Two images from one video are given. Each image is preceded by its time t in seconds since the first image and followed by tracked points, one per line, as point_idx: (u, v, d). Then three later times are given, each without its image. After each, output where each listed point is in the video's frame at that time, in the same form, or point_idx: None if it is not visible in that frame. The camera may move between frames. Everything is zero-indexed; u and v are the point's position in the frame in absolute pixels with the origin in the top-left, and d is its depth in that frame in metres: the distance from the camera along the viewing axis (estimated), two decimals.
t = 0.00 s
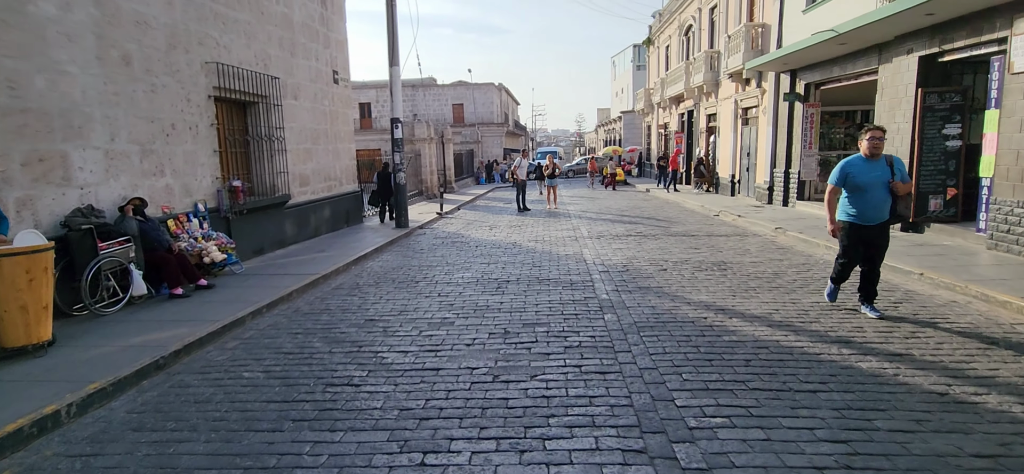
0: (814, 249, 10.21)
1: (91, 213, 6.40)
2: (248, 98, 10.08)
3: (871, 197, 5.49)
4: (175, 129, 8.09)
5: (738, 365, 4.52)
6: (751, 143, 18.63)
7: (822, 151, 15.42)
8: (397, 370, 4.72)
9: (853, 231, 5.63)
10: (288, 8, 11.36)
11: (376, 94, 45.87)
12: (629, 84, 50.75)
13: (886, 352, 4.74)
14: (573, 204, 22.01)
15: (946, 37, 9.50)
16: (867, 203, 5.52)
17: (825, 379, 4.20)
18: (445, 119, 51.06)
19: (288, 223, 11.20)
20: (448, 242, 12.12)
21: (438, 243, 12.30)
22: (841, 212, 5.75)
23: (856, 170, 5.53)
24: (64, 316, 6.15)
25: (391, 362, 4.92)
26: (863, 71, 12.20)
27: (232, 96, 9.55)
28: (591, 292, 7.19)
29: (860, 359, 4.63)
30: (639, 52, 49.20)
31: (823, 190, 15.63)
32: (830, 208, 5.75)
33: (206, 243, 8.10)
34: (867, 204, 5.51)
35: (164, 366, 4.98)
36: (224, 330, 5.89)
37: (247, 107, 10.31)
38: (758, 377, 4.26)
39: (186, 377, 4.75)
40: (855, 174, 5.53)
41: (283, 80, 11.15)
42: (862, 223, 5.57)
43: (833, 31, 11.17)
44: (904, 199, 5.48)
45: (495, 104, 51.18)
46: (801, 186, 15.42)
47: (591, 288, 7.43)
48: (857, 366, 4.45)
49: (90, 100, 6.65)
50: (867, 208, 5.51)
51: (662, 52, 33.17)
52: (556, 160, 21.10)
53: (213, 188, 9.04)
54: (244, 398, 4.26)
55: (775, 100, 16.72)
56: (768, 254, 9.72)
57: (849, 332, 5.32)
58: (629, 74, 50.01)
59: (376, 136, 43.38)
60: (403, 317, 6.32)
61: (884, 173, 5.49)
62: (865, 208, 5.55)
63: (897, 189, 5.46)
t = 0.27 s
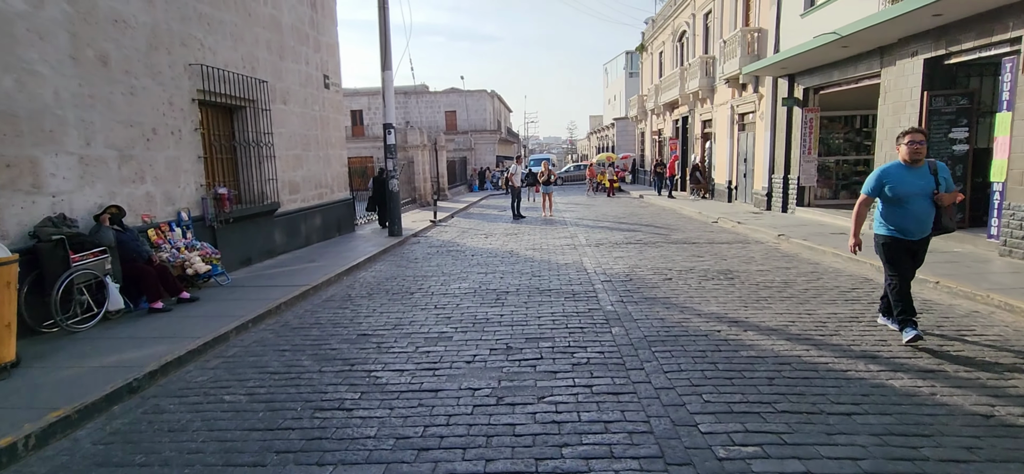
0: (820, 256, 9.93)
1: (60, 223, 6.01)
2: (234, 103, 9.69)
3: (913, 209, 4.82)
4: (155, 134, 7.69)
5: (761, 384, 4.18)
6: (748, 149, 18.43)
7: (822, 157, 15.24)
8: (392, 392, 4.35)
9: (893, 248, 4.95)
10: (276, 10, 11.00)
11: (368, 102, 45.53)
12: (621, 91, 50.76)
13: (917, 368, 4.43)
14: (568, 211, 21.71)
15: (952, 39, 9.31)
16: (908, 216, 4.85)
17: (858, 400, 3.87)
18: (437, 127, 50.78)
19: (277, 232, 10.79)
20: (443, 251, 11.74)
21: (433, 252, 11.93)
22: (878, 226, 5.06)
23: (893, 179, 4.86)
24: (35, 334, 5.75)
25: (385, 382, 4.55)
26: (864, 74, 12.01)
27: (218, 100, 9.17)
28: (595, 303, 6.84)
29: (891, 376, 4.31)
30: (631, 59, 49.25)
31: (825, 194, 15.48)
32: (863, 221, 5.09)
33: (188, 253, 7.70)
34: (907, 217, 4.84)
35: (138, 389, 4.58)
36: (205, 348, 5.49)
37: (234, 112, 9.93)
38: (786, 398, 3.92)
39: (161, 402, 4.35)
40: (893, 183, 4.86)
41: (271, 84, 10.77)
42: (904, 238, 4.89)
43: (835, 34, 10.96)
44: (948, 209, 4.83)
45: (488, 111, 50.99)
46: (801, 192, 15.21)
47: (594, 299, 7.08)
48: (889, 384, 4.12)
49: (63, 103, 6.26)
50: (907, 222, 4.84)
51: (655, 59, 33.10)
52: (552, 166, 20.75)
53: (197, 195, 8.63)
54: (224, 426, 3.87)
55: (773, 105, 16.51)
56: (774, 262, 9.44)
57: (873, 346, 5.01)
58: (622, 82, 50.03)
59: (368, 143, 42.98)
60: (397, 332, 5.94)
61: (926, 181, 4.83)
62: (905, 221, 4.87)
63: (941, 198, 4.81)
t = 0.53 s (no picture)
0: (835, 266, 9.63)
1: (47, 240, 5.68)
2: (230, 112, 9.40)
3: (978, 220, 4.31)
4: (147, 145, 7.40)
5: (796, 413, 3.86)
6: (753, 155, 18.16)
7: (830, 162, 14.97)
8: (396, 423, 4.03)
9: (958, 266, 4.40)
10: (273, 17, 10.74)
11: (367, 110, 45.33)
12: (621, 97, 50.61)
13: (962, 392, 4.12)
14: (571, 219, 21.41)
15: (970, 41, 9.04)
16: (973, 229, 4.33)
17: (905, 431, 3.55)
18: (437, 134, 50.57)
19: (274, 244, 10.48)
20: (445, 263, 11.43)
21: (435, 263, 11.62)
22: (934, 242, 4.55)
23: (950, 189, 4.38)
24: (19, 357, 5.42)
25: (388, 412, 4.22)
26: (875, 78, 11.76)
27: (213, 109, 8.88)
28: (607, 319, 6.52)
29: (935, 402, 4.00)
30: (631, 65, 49.14)
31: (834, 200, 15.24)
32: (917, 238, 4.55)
33: (182, 268, 7.40)
34: (972, 229, 4.32)
35: (122, 421, 4.25)
36: (197, 373, 5.17)
37: (230, 121, 9.63)
38: (826, 430, 3.60)
39: (146, 436, 4.03)
40: (952, 193, 4.38)
41: (269, 92, 10.49)
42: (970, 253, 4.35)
43: (846, 36, 10.70)
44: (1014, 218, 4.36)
45: (487, 118, 50.81)
46: (810, 198, 14.92)
47: (605, 314, 6.76)
48: (936, 413, 3.81)
49: (49, 114, 5.96)
50: (973, 235, 4.32)
51: (655, 64, 32.93)
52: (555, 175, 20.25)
53: (192, 208, 8.33)
54: (213, 465, 3.54)
55: (779, 110, 16.23)
56: (788, 272, 9.13)
57: (909, 367, 4.69)
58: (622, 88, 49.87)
59: (367, 151, 42.74)
60: (400, 353, 5.60)
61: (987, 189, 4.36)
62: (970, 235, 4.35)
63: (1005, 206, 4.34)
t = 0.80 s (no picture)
0: (857, 274, 9.25)
1: (30, 252, 5.39)
2: (230, 120, 9.13)
3: None
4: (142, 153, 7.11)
5: (845, 440, 3.49)
6: (764, 162, 17.81)
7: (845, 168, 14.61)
8: (402, 451, 3.66)
9: None
10: (275, 24, 10.51)
11: (371, 120, 45.27)
12: (625, 106, 50.46)
13: None
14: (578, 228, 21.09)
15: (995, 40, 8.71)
16: None
17: (971, 461, 3.18)
18: (441, 144, 50.46)
19: (275, 255, 10.17)
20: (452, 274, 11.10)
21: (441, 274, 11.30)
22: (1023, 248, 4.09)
23: None
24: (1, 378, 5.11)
25: (393, 438, 3.86)
26: (893, 81, 11.46)
27: (212, 117, 8.61)
28: (625, 333, 6.15)
29: (997, 427, 3.62)
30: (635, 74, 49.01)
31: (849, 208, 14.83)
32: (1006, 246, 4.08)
33: (177, 281, 7.08)
34: None
35: (103, 448, 3.91)
36: (189, 394, 4.84)
37: (230, 129, 9.36)
38: (882, 459, 3.23)
39: (129, 466, 3.68)
40: None
41: (270, 100, 10.23)
42: None
43: (863, 38, 10.40)
44: None
45: (491, 128, 50.68)
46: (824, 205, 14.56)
47: (622, 327, 6.39)
48: (1001, 439, 3.43)
49: (36, 120, 5.68)
50: None
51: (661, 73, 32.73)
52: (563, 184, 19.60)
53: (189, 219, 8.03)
54: None
55: (790, 116, 15.90)
56: (809, 281, 8.75)
57: (960, 386, 4.32)
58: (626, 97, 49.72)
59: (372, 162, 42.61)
60: (406, 371, 5.24)
61: None
62: None
63: None
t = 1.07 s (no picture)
0: (876, 289, 8.90)
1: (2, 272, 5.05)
2: (225, 131, 8.82)
3: None
4: (131, 165, 6.78)
5: None
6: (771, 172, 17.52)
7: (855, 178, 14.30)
8: None
9: None
10: (273, 33, 10.24)
11: (371, 132, 45.12)
12: (626, 117, 50.36)
13: None
14: (581, 240, 20.77)
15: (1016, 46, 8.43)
16: None
17: None
18: (442, 155, 50.28)
19: (272, 271, 9.82)
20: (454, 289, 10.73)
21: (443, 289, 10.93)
22: None
23: None
24: None
25: None
26: (906, 89, 11.18)
27: (207, 127, 8.30)
28: (642, 354, 5.78)
29: None
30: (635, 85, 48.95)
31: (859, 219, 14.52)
32: None
33: (167, 299, 6.71)
34: None
35: None
36: (174, 426, 4.46)
37: (225, 140, 9.05)
38: None
39: None
40: None
41: (267, 110, 9.93)
42: None
43: (876, 46, 10.15)
44: None
45: (492, 140, 50.53)
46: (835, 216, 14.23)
47: (638, 348, 6.02)
48: None
49: (15, 131, 5.35)
50: None
51: (662, 83, 32.58)
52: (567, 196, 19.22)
53: (181, 233, 7.68)
54: None
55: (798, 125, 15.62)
56: (827, 296, 8.39)
57: (1016, 417, 3.94)
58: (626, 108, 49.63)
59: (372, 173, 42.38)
60: (409, 399, 4.86)
61: None
62: None
63: None
